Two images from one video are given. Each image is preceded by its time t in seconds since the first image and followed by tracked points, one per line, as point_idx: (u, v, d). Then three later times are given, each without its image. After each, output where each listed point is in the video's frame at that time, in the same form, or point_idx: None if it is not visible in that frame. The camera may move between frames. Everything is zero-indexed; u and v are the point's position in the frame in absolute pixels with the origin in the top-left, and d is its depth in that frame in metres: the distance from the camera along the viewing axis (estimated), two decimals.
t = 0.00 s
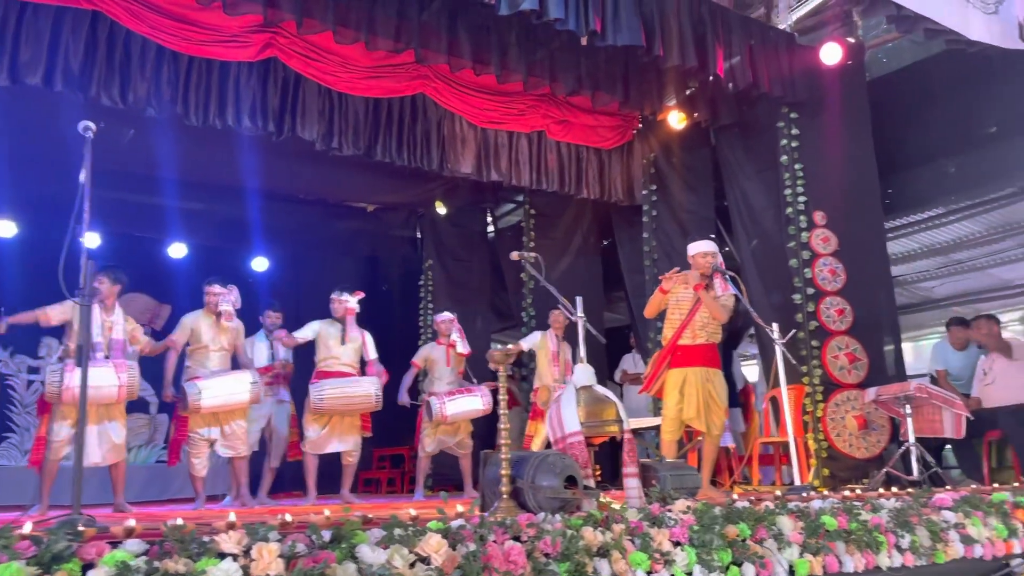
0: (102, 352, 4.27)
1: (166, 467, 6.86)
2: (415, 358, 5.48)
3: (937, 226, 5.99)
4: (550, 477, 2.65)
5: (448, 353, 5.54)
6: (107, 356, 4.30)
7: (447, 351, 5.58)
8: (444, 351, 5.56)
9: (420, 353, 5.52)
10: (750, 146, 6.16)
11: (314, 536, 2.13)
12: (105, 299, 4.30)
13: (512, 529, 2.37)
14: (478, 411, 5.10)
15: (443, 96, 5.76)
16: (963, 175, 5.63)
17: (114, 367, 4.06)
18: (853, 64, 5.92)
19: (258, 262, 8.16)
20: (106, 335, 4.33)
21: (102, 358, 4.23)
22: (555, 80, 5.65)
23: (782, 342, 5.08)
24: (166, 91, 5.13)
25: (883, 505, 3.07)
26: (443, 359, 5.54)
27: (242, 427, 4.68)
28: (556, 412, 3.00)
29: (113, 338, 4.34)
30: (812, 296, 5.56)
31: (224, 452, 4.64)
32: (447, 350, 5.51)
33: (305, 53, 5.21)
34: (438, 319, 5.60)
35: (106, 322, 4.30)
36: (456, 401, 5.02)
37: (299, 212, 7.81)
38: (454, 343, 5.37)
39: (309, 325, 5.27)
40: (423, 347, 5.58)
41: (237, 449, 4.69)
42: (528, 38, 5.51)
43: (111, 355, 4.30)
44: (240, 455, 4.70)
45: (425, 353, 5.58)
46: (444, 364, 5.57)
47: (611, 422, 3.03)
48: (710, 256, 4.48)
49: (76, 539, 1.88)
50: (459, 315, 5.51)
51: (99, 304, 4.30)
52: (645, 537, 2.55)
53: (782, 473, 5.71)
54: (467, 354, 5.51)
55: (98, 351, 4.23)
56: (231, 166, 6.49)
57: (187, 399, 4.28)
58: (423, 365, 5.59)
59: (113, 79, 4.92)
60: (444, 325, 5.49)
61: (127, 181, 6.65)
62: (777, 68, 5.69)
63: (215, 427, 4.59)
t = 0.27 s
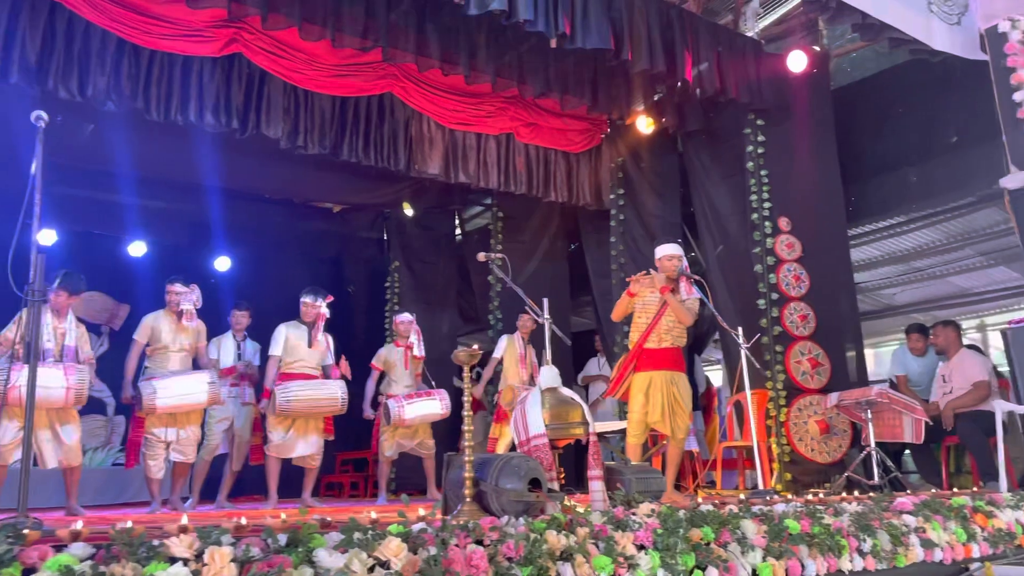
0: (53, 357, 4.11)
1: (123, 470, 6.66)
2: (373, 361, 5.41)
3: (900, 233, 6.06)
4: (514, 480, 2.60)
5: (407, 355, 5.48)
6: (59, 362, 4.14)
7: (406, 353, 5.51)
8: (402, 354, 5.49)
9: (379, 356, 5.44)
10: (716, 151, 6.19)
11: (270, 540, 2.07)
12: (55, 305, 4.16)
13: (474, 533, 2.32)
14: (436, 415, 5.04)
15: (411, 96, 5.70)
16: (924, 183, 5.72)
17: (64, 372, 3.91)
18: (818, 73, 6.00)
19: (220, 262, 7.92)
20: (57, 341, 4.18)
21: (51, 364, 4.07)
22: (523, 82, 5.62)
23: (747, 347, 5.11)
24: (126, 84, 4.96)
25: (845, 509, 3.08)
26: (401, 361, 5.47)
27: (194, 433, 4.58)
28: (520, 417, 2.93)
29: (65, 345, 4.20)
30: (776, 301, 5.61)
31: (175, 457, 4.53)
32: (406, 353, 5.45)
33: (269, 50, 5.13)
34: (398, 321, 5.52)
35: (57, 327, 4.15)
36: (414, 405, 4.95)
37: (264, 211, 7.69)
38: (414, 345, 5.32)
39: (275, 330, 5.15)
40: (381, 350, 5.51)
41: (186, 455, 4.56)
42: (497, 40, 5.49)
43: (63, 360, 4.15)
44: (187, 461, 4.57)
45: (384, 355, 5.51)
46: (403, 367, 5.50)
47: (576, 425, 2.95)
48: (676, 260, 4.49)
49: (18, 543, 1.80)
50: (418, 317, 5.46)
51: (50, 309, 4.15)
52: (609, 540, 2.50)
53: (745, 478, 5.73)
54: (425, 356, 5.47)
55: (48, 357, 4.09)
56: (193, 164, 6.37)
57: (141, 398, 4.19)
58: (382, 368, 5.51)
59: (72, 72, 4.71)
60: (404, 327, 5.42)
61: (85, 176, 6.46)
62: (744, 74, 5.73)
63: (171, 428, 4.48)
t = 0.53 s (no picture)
0: (18, 352, 3.98)
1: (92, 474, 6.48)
2: (349, 362, 5.35)
3: (876, 242, 6.14)
4: (493, 486, 2.55)
5: (381, 357, 5.42)
6: (24, 356, 4.02)
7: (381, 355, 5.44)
8: (378, 356, 5.43)
9: (353, 359, 5.38)
10: (694, 157, 6.23)
11: (243, 547, 2.01)
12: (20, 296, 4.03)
13: (453, 540, 2.28)
14: (413, 418, 5.00)
15: (389, 98, 5.65)
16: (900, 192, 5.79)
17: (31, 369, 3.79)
18: (796, 81, 6.04)
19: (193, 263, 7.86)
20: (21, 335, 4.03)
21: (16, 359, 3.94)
22: (503, 85, 5.62)
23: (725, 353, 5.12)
24: (98, 81, 4.85)
25: (823, 516, 3.09)
26: (377, 363, 5.41)
27: (165, 438, 4.46)
28: (502, 423, 2.90)
29: (31, 337, 4.06)
30: (753, 307, 5.62)
31: (146, 462, 4.42)
32: (381, 355, 5.38)
33: (246, 48, 5.04)
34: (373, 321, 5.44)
35: (22, 320, 4.01)
36: (390, 410, 4.90)
37: (239, 212, 7.59)
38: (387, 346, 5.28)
39: (253, 331, 5.05)
40: (356, 352, 5.44)
41: (158, 460, 4.46)
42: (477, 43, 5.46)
43: (28, 354, 4.02)
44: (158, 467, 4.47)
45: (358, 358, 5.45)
46: (379, 369, 5.44)
47: (556, 429, 2.92)
48: (655, 264, 4.46)
49: None
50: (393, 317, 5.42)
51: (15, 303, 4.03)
52: (589, 548, 2.47)
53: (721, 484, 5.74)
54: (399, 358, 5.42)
55: (13, 352, 3.95)
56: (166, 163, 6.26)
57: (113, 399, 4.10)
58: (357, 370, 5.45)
59: (43, 67, 4.60)
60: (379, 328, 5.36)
61: (55, 174, 6.32)
62: (723, 81, 5.76)
63: (145, 432, 4.38)
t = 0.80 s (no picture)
0: None
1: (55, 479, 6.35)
2: (340, 368, 5.25)
3: (850, 253, 6.17)
4: (476, 497, 2.51)
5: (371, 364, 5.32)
6: None
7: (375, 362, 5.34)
8: (371, 363, 5.32)
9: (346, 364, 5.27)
10: (671, 167, 6.25)
11: (219, 561, 1.94)
12: None
13: (436, 553, 2.23)
14: (397, 429, 4.93)
15: (366, 102, 5.59)
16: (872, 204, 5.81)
17: None
18: (772, 91, 6.09)
19: (162, 266, 7.80)
20: None
21: None
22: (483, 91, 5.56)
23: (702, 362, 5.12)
24: (68, 80, 4.71)
25: (803, 527, 3.09)
26: (370, 370, 5.30)
27: (132, 445, 4.37)
28: (484, 433, 2.87)
29: None
30: (728, 316, 5.68)
31: (114, 468, 4.34)
32: (374, 361, 5.28)
33: (221, 49, 4.95)
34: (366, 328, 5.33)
35: None
36: (372, 420, 4.83)
37: (209, 214, 7.46)
38: (377, 352, 5.17)
39: (228, 335, 4.92)
40: (350, 357, 5.35)
41: (126, 467, 4.39)
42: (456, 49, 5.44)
43: None
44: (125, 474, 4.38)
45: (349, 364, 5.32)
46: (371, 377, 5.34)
47: (538, 440, 2.88)
48: (634, 273, 4.48)
49: None
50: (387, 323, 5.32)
51: None
52: (573, 561, 2.43)
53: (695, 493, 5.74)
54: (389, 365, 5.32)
55: None
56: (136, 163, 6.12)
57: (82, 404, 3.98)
58: (349, 376, 5.34)
59: (10, 64, 4.46)
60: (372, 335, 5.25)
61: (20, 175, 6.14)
62: (701, 91, 5.80)
63: (111, 438, 4.27)
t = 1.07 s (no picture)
0: None
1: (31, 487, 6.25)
2: (346, 367, 5.24)
3: (832, 262, 6.25)
4: (467, 506, 2.47)
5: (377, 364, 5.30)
6: None
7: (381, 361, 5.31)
8: (377, 361, 5.29)
9: (352, 363, 5.25)
10: (657, 174, 6.26)
11: (208, 571, 1.88)
12: None
13: (428, 563, 2.19)
14: (403, 425, 4.87)
15: (352, 105, 5.55)
16: (856, 213, 5.85)
17: None
18: (759, 99, 6.10)
19: (142, 269, 7.68)
20: None
21: None
22: (470, 96, 5.54)
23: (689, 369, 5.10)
24: (50, 80, 4.61)
25: (793, 536, 3.09)
26: (376, 369, 5.27)
27: (106, 451, 4.30)
28: (474, 440, 2.84)
29: None
30: (714, 323, 5.66)
31: (85, 474, 4.28)
32: (379, 360, 5.26)
33: (206, 50, 4.89)
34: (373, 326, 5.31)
35: None
36: (378, 415, 4.81)
37: (191, 216, 7.37)
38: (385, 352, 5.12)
39: (206, 336, 4.84)
40: (356, 356, 5.34)
41: (98, 474, 4.32)
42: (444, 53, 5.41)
43: None
44: (98, 480, 4.32)
45: (354, 363, 5.30)
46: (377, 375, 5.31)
47: (530, 447, 2.86)
48: (622, 280, 4.43)
49: None
50: (394, 323, 5.33)
51: None
52: (566, 571, 2.40)
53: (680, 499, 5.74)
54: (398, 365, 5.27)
55: None
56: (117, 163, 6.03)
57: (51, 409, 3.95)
58: (355, 375, 5.31)
59: None
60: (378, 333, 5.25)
61: None
62: (688, 99, 5.82)
63: (82, 444, 4.21)
